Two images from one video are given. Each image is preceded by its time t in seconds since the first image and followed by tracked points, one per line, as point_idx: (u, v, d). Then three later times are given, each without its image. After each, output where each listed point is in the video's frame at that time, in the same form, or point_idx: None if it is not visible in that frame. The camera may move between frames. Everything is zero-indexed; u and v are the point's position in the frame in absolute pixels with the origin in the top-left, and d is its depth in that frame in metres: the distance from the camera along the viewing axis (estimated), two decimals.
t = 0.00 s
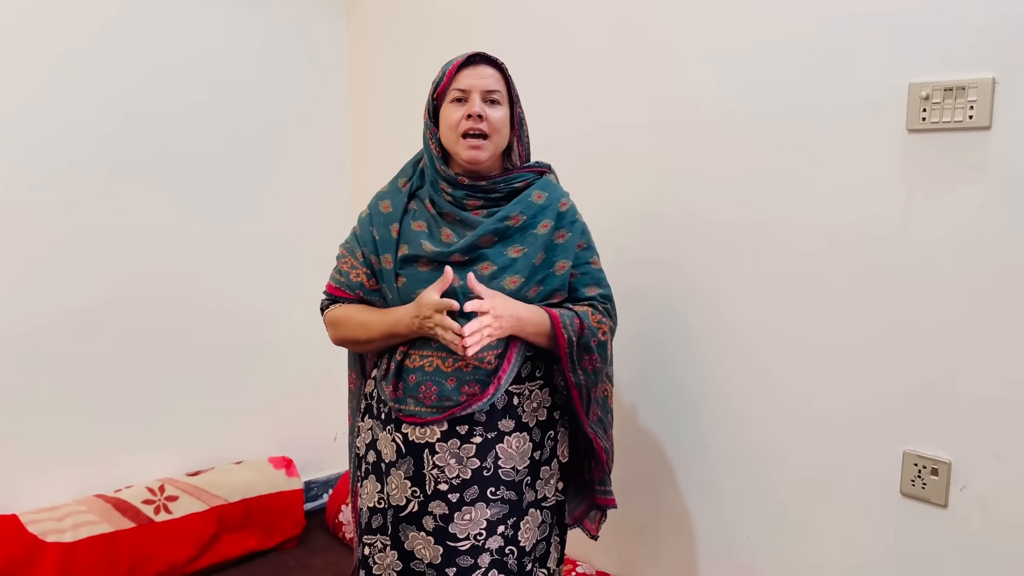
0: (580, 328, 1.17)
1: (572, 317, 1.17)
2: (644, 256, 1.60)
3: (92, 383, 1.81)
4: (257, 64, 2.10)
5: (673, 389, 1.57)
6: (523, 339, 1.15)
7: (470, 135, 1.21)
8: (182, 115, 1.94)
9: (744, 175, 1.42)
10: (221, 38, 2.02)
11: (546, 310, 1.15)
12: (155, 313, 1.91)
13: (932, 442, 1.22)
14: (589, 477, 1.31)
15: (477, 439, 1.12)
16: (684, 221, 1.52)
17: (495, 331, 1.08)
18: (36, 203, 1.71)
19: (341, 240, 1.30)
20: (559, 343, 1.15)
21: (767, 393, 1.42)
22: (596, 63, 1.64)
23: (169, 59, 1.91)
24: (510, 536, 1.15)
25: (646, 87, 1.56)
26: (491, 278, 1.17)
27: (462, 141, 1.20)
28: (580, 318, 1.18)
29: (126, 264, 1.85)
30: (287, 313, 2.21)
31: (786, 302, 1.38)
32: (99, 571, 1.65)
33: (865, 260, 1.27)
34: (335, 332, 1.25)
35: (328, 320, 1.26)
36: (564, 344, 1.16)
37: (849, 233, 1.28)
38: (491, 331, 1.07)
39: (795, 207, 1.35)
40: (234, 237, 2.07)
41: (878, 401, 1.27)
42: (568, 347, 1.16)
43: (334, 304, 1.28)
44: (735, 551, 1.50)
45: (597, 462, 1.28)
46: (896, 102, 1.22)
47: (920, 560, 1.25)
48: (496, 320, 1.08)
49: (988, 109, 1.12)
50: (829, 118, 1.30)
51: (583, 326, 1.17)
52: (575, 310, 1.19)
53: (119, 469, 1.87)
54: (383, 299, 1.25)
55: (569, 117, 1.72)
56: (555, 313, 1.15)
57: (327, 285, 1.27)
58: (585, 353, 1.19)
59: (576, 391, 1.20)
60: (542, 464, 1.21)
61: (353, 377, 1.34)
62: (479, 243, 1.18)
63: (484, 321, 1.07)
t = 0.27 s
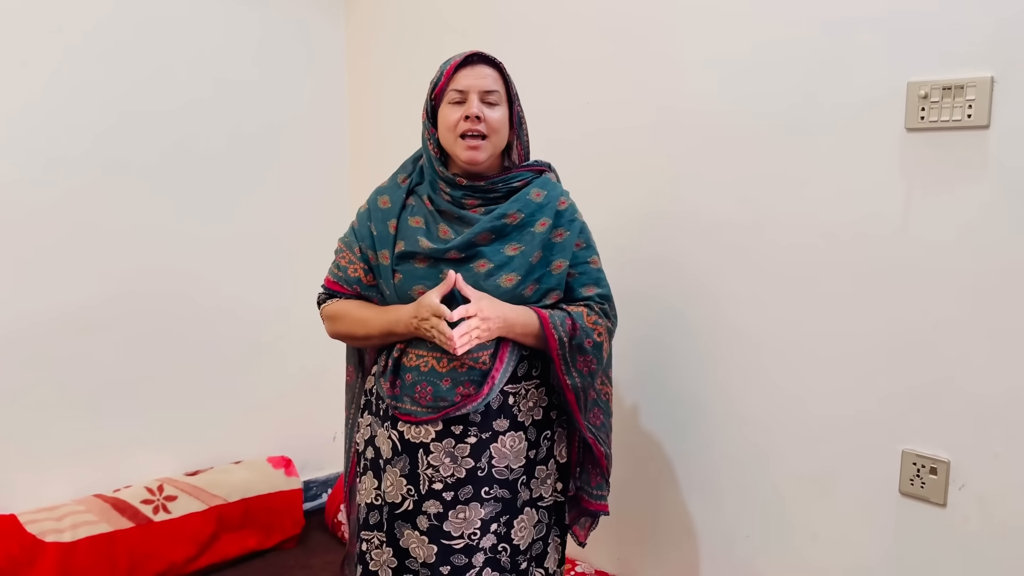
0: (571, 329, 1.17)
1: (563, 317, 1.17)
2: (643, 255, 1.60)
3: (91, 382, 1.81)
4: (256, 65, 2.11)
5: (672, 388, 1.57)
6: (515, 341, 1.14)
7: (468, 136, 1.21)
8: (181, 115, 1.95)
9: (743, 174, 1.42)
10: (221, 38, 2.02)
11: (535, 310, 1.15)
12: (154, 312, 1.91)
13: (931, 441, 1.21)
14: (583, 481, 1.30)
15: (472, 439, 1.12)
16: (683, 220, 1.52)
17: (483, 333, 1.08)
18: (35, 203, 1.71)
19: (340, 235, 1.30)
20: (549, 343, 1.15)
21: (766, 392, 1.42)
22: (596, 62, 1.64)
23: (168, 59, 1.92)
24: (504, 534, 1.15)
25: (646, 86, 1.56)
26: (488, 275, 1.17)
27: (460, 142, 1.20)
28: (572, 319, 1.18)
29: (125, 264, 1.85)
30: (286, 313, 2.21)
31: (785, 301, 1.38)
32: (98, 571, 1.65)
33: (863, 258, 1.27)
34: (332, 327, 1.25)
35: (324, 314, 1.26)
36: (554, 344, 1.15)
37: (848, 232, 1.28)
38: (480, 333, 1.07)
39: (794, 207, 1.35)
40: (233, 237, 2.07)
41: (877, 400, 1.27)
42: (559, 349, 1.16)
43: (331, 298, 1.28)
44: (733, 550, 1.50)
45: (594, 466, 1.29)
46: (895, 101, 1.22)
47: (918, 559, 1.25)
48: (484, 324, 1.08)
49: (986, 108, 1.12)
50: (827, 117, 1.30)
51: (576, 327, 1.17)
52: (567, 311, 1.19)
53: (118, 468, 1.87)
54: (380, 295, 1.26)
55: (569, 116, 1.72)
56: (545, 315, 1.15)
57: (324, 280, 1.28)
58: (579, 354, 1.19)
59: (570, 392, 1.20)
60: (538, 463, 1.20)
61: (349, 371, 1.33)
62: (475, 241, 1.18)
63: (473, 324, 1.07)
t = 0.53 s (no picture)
0: (573, 327, 1.17)
1: (566, 316, 1.17)
2: (642, 255, 1.60)
3: (90, 382, 1.81)
4: (254, 63, 2.10)
5: (672, 388, 1.57)
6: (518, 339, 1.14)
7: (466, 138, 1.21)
8: (179, 114, 1.94)
9: (741, 171, 1.42)
10: (218, 36, 2.02)
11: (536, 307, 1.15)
12: (152, 312, 1.91)
13: (929, 440, 1.22)
14: (585, 479, 1.30)
15: (471, 439, 1.12)
16: (681, 219, 1.52)
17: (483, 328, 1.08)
18: (33, 203, 1.71)
19: (339, 231, 1.30)
20: (551, 341, 1.15)
21: (765, 391, 1.42)
22: (594, 59, 1.64)
23: (166, 59, 1.91)
24: (501, 534, 1.15)
25: (643, 85, 1.56)
26: (487, 273, 1.17)
27: (458, 143, 1.20)
28: (574, 316, 1.18)
29: (124, 263, 1.85)
30: (285, 312, 2.21)
31: (783, 300, 1.38)
32: (96, 572, 1.65)
33: (861, 257, 1.27)
34: (329, 325, 1.25)
35: (322, 311, 1.26)
36: (556, 342, 1.15)
37: (846, 231, 1.28)
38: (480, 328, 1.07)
39: (793, 206, 1.35)
40: (231, 237, 2.07)
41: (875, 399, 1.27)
42: (560, 346, 1.16)
43: (329, 295, 1.28)
44: (732, 549, 1.50)
45: (595, 465, 1.29)
46: (893, 100, 1.22)
47: (917, 558, 1.25)
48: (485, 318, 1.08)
49: (984, 107, 1.12)
50: (826, 116, 1.30)
51: (578, 325, 1.17)
52: (569, 309, 1.19)
53: (116, 469, 1.87)
54: (378, 291, 1.26)
55: (567, 114, 1.72)
56: (548, 313, 1.15)
57: (323, 276, 1.27)
58: (580, 353, 1.20)
59: (572, 390, 1.20)
60: (536, 462, 1.21)
61: (347, 369, 1.34)
62: (475, 237, 1.18)
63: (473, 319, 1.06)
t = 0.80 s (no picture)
0: (584, 329, 1.17)
1: (577, 319, 1.17)
2: (639, 253, 1.60)
3: (87, 383, 1.81)
4: (251, 64, 2.10)
5: (669, 386, 1.57)
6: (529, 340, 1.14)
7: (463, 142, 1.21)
8: (176, 115, 1.94)
9: (738, 169, 1.42)
10: (215, 36, 2.02)
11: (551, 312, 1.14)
12: (150, 313, 1.91)
13: (926, 437, 1.22)
14: (587, 478, 1.28)
15: (471, 436, 1.12)
16: (678, 217, 1.52)
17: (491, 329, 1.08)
18: (30, 205, 1.71)
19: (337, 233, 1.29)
20: (566, 345, 1.15)
21: (762, 389, 1.42)
22: (590, 58, 1.64)
23: (162, 60, 1.91)
24: (502, 532, 1.15)
25: (639, 83, 1.56)
26: (488, 272, 1.17)
27: (455, 148, 1.21)
28: (584, 319, 1.18)
29: (123, 264, 1.85)
30: (283, 313, 2.21)
31: (780, 298, 1.38)
32: (94, 572, 1.65)
33: (857, 254, 1.27)
34: (328, 325, 1.24)
35: (321, 311, 1.26)
36: (571, 345, 1.15)
37: (842, 228, 1.28)
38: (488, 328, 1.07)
39: (790, 205, 1.35)
40: (229, 238, 2.07)
41: (872, 396, 1.27)
42: (574, 351, 1.16)
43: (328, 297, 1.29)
44: (730, 547, 1.50)
45: (595, 462, 1.26)
46: (889, 98, 1.22)
47: (914, 555, 1.25)
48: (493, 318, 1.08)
49: (979, 104, 1.12)
50: (822, 114, 1.30)
51: (588, 328, 1.18)
52: (578, 311, 1.19)
53: (115, 470, 1.87)
54: (374, 292, 1.25)
55: (564, 113, 1.72)
56: (562, 316, 1.14)
57: (322, 277, 1.28)
58: (589, 356, 1.20)
59: (581, 393, 1.20)
60: (536, 461, 1.21)
61: (348, 371, 1.33)
62: (476, 237, 1.18)
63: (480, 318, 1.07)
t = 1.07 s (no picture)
0: (584, 331, 1.17)
1: (576, 322, 1.17)
2: (636, 251, 1.60)
3: (86, 383, 1.82)
4: (248, 64, 2.11)
5: (667, 384, 1.57)
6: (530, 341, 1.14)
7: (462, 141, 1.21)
8: (174, 116, 1.95)
9: (734, 166, 1.42)
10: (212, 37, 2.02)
11: (550, 314, 1.14)
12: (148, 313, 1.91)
13: (922, 433, 1.22)
14: (590, 469, 1.28)
15: (476, 433, 1.13)
16: (675, 215, 1.52)
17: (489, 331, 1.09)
18: (28, 206, 1.71)
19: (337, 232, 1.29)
20: (568, 348, 1.15)
21: (760, 386, 1.42)
22: (587, 56, 1.65)
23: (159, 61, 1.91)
24: (507, 529, 1.16)
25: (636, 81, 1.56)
26: (491, 269, 1.18)
27: (455, 147, 1.21)
28: (584, 320, 1.18)
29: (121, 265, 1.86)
30: (281, 313, 2.22)
31: (776, 294, 1.38)
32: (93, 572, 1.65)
33: (853, 250, 1.27)
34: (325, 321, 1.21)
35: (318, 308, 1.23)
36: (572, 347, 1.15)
37: (839, 225, 1.29)
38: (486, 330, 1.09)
39: (786, 201, 1.35)
40: (227, 238, 2.07)
41: (869, 392, 1.27)
42: (576, 354, 1.16)
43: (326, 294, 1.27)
44: (729, 544, 1.50)
45: (598, 454, 1.26)
46: (883, 94, 1.22)
47: (911, 551, 1.25)
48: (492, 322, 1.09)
49: (974, 100, 1.12)
50: (817, 110, 1.30)
51: (588, 328, 1.18)
52: (577, 314, 1.19)
53: (113, 469, 1.87)
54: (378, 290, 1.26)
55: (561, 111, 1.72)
56: (560, 319, 1.14)
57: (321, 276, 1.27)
58: (591, 356, 1.20)
59: (587, 394, 1.21)
60: (538, 457, 1.21)
61: (349, 373, 1.30)
62: (478, 234, 1.18)
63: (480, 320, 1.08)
